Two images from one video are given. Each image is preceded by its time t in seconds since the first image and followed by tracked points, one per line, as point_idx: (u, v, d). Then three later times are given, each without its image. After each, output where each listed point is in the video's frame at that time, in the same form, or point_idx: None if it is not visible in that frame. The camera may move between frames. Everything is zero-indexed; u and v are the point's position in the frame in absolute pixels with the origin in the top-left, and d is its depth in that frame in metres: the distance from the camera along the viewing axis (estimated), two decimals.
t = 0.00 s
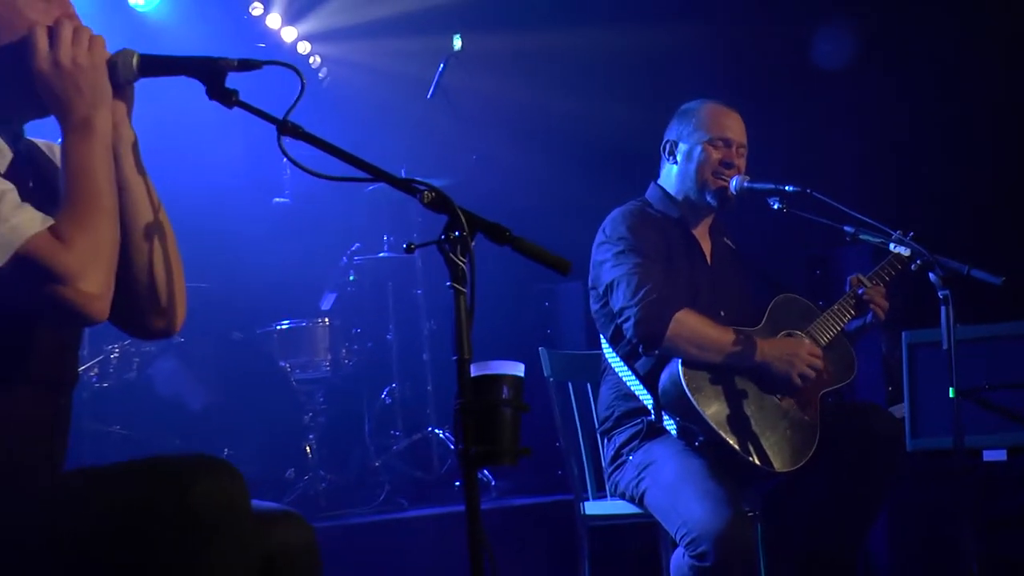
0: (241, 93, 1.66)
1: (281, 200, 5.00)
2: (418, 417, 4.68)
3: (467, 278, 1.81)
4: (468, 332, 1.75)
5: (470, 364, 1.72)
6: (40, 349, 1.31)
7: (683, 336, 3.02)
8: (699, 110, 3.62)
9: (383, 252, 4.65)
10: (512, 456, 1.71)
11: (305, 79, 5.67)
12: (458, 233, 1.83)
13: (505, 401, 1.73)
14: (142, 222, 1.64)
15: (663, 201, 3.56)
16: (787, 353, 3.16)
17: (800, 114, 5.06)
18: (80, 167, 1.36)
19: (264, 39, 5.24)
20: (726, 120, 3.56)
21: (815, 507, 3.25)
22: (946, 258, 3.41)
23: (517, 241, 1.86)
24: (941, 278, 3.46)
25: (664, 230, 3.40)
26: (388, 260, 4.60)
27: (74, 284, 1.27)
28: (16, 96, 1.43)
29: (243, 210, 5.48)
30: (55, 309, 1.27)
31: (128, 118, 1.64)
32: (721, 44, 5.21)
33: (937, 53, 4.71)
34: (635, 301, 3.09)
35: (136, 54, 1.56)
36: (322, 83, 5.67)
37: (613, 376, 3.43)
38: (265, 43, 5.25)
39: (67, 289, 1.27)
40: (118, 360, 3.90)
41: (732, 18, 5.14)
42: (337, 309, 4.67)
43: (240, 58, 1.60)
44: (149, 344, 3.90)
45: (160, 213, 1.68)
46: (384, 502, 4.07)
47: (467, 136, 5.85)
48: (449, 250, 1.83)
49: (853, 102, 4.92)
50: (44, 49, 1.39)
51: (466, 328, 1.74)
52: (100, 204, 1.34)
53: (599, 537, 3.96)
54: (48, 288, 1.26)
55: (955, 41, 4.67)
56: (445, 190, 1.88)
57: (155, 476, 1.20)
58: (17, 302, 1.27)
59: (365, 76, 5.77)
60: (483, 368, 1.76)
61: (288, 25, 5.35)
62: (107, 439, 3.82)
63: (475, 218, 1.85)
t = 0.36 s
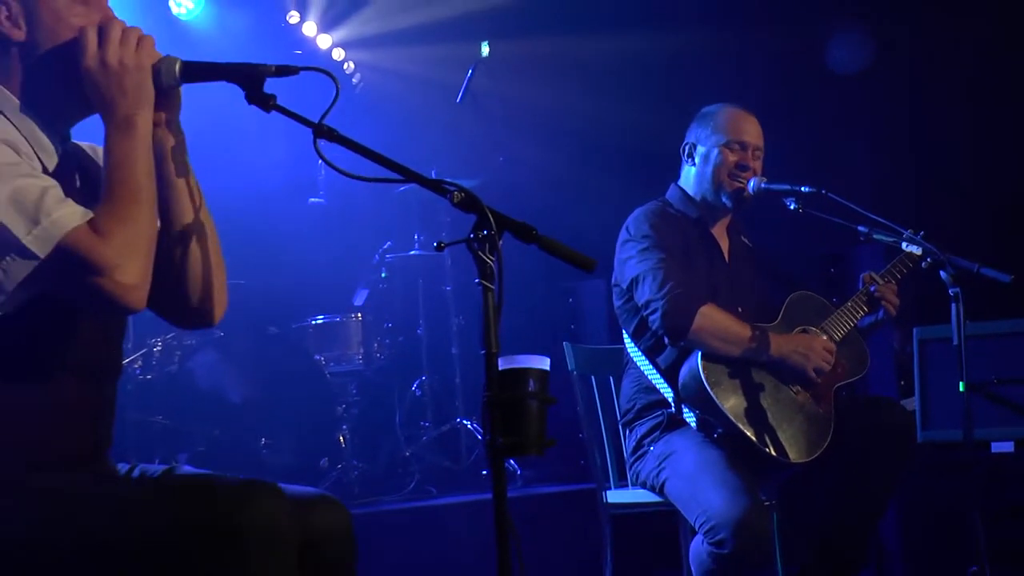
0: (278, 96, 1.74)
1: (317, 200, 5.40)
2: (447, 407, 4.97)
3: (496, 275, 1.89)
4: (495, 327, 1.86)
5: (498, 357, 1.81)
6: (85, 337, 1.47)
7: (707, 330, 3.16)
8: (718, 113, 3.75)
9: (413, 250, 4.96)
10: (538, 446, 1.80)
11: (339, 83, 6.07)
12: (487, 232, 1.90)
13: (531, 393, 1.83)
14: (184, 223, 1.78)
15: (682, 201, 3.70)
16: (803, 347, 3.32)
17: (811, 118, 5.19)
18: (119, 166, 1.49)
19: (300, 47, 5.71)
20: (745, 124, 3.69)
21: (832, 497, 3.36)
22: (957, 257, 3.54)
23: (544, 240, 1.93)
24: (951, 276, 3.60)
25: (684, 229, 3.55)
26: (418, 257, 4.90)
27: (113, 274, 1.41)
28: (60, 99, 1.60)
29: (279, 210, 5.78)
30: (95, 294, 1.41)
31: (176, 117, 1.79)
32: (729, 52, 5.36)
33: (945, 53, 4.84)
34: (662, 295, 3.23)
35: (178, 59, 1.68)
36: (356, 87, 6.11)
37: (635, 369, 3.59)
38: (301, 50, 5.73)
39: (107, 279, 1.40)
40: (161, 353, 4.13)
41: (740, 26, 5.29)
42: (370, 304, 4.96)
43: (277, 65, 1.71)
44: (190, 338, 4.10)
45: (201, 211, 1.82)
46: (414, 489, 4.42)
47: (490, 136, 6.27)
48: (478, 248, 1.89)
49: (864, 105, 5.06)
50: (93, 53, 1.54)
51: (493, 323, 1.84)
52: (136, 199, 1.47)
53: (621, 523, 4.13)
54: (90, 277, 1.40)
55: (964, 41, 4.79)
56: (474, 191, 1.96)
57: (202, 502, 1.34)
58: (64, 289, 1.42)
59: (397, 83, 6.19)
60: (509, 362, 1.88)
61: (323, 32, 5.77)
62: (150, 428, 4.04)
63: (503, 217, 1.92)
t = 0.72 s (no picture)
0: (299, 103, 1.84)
1: (336, 202, 5.53)
2: (461, 403, 5.26)
3: (508, 276, 2.02)
4: (507, 324, 1.99)
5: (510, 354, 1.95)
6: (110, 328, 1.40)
7: (710, 326, 3.31)
8: (724, 120, 3.89)
9: (429, 251, 5.18)
10: (549, 440, 1.94)
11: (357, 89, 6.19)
12: (501, 233, 2.03)
13: (543, 389, 1.97)
14: (208, 225, 1.83)
15: (688, 204, 3.85)
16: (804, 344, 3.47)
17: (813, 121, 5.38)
18: (145, 169, 1.43)
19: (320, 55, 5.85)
20: (749, 131, 3.83)
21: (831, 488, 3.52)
22: (952, 259, 3.69)
23: (555, 241, 2.07)
24: (947, 277, 3.74)
25: (689, 230, 3.70)
26: (433, 258, 5.12)
27: (130, 275, 1.32)
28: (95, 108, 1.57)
29: (299, 214, 5.98)
30: (114, 296, 1.33)
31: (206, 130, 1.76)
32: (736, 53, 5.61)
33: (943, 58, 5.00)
34: (668, 292, 3.39)
35: (205, 67, 1.69)
36: (374, 95, 6.28)
37: (642, 365, 3.75)
38: (321, 59, 5.88)
39: (123, 280, 1.32)
40: (187, 348, 4.30)
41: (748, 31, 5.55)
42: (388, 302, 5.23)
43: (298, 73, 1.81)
44: (214, 335, 4.30)
45: (227, 212, 1.86)
46: (431, 480, 4.65)
47: (507, 141, 6.35)
48: (492, 249, 2.03)
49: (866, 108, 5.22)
50: (121, 60, 1.50)
51: (506, 321, 1.98)
52: (158, 200, 1.40)
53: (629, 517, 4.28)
54: (108, 278, 1.32)
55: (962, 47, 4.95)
56: (487, 193, 2.07)
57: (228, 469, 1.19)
58: (84, 290, 1.34)
59: (416, 91, 6.35)
60: (522, 359, 2.01)
61: (342, 42, 5.93)
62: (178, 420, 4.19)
63: (515, 219, 2.05)
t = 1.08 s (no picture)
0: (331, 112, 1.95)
1: (365, 206, 5.84)
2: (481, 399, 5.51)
3: (530, 277, 2.14)
4: (531, 324, 2.12)
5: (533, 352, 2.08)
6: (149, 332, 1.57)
7: (723, 329, 3.47)
8: (737, 128, 4.05)
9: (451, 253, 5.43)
10: (569, 434, 2.07)
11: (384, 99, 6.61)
12: (523, 237, 2.15)
13: (564, 386, 2.09)
14: (239, 231, 1.99)
15: (703, 209, 4.00)
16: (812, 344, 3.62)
17: (812, 130, 5.83)
18: (184, 185, 1.60)
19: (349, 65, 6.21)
20: (762, 140, 3.99)
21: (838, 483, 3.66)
22: (956, 262, 3.83)
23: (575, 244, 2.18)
24: (952, 280, 3.88)
25: (703, 234, 3.86)
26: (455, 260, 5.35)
27: (170, 283, 1.51)
28: (128, 117, 1.77)
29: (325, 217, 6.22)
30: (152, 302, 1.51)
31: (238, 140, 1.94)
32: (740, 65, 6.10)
33: (932, 69, 5.39)
34: (680, 296, 3.56)
35: (242, 78, 1.84)
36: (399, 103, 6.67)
37: (657, 364, 3.93)
38: (349, 69, 6.21)
39: (162, 288, 1.50)
40: (220, 346, 4.52)
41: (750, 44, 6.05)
42: (413, 300, 5.57)
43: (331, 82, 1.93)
44: (246, 333, 4.51)
45: (256, 220, 2.02)
46: (452, 474, 4.84)
47: (527, 149, 6.73)
48: (515, 251, 2.15)
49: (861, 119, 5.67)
50: (160, 80, 1.67)
51: (529, 321, 2.11)
52: (196, 215, 1.57)
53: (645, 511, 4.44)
54: (148, 286, 1.50)
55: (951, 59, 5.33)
56: (512, 197, 2.18)
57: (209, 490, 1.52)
58: (125, 297, 1.51)
59: (441, 98, 6.76)
60: (543, 357, 2.12)
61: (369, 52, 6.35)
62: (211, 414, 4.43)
63: (538, 223, 2.16)
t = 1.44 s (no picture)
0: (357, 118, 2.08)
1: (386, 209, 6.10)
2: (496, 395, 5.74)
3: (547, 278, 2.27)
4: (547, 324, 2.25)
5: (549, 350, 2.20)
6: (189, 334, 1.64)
7: (731, 330, 3.62)
8: (748, 136, 4.18)
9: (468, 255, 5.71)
10: (584, 430, 2.19)
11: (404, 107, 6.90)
12: (542, 239, 2.27)
13: (579, 384, 2.21)
14: (270, 232, 2.07)
15: (713, 213, 4.16)
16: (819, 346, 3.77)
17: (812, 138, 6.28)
18: (231, 188, 1.66)
19: (371, 74, 6.36)
20: (772, 147, 4.13)
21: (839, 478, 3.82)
22: (957, 266, 3.95)
23: (591, 247, 2.28)
24: (953, 283, 4.02)
25: (713, 238, 4.01)
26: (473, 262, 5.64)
27: (224, 278, 1.56)
28: (167, 122, 1.84)
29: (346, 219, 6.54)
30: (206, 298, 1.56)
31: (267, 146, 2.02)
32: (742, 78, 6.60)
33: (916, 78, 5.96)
34: (689, 301, 3.72)
35: (273, 85, 1.92)
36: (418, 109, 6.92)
37: (668, 363, 4.10)
38: (371, 76, 6.37)
39: (216, 284, 1.55)
40: (246, 343, 4.69)
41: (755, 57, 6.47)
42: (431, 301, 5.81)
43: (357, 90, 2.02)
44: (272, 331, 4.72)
45: (284, 221, 2.11)
46: (468, 467, 5.05)
47: (540, 156, 7.30)
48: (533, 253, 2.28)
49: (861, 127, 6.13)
50: (199, 88, 1.72)
51: (546, 320, 2.24)
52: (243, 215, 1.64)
53: (652, 506, 4.61)
54: (203, 282, 1.55)
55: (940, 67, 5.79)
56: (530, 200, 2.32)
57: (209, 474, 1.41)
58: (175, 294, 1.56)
59: (459, 107, 7.10)
60: (561, 355, 2.25)
61: (392, 61, 6.55)
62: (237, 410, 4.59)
63: (557, 227, 2.29)
